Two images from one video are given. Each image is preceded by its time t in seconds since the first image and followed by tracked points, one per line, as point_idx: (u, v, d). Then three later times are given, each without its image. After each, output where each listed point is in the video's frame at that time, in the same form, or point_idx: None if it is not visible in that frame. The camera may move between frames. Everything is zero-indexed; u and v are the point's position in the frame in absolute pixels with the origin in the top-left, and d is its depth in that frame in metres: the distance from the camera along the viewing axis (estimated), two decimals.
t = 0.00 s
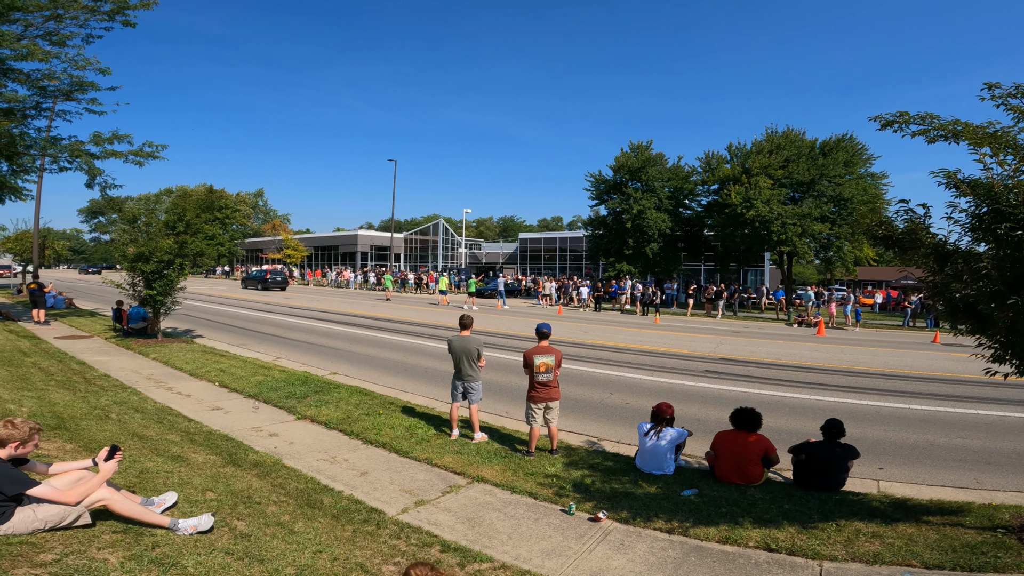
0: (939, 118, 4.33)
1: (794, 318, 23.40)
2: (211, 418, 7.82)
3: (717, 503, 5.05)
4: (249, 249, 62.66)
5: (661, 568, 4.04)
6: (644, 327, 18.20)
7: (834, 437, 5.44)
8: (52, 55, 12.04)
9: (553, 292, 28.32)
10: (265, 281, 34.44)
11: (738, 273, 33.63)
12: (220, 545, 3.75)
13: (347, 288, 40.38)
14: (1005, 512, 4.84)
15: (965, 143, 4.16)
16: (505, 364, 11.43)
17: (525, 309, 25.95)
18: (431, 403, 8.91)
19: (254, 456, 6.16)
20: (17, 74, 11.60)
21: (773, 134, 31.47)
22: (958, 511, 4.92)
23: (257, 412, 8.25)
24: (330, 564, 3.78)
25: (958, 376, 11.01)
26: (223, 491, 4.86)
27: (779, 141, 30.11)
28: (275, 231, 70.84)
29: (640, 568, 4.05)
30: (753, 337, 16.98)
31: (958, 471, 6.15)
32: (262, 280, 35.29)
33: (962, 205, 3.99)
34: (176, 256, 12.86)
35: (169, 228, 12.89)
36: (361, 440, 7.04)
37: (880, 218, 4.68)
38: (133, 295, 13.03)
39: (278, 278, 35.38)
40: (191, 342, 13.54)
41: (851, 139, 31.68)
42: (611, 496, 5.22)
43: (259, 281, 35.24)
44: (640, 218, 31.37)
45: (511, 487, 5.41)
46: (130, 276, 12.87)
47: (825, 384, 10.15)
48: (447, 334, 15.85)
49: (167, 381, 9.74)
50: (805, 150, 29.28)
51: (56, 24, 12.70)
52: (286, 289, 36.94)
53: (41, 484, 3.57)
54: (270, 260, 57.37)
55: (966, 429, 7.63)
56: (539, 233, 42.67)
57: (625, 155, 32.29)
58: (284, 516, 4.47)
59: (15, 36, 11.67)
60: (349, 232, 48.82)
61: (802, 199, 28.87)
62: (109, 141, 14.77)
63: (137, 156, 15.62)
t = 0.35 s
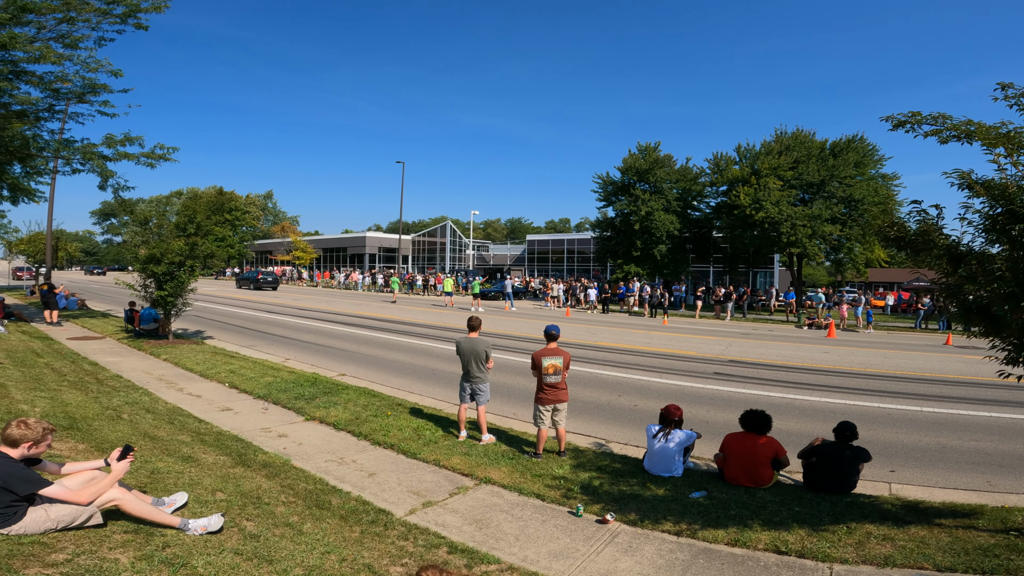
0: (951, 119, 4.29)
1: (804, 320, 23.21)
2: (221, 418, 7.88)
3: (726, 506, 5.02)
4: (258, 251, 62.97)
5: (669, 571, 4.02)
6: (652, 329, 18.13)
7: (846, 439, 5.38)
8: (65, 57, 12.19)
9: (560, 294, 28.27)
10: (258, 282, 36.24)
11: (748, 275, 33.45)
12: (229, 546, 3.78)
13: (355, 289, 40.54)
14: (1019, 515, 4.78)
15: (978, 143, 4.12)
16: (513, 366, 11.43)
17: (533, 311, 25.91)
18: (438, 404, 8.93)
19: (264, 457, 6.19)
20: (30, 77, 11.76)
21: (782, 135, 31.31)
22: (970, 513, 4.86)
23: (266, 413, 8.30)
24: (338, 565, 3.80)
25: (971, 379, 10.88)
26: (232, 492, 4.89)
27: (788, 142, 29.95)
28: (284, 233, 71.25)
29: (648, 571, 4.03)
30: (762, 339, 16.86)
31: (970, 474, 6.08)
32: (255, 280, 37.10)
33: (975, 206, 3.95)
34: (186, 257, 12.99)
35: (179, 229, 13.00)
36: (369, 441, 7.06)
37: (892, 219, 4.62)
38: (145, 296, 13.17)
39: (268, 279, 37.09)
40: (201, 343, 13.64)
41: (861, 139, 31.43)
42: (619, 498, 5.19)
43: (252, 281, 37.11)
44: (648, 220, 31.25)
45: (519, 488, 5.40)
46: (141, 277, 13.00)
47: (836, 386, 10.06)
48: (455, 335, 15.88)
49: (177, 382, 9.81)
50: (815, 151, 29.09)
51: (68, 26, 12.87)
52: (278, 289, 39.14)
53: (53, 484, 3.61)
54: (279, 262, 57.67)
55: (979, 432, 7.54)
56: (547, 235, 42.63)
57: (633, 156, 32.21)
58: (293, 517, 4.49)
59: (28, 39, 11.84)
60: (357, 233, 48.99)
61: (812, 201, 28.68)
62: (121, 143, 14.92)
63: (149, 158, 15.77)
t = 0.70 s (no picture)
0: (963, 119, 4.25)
1: (814, 321, 23.01)
2: (232, 419, 7.93)
3: (735, 508, 4.98)
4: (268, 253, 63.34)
5: (677, 573, 4.00)
6: (661, 331, 18.05)
7: (859, 441, 5.31)
8: (77, 60, 12.34)
9: (568, 296, 28.22)
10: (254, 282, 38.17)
11: (757, 277, 33.25)
12: (238, 546, 3.80)
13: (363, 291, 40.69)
14: None
15: (990, 143, 4.08)
16: (521, 368, 11.42)
17: (541, 313, 25.87)
18: (447, 406, 8.93)
19: (273, 458, 6.23)
20: (43, 80, 11.90)
21: (792, 136, 31.14)
22: (984, 516, 4.79)
23: (276, 414, 8.35)
24: (346, 566, 3.81)
25: (985, 381, 10.73)
26: (242, 492, 4.92)
27: (798, 143, 29.77)
28: (293, 234, 71.72)
29: (656, 573, 4.00)
30: (773, 340, 16.72)
31: (984, 477, 5.99)
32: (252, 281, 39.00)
33: (988, 207, 3.90)
34: (198, 260, 13.05)
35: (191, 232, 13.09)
36: (377, 443, 7.08)
37: (903, 220, 4.57)
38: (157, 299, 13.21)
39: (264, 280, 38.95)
40: (212, 344, 13.75)
41: (873, 140, 31.14)
42: (627, 500, 5.17)
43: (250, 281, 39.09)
44: (656, 221, 31.14)
45: (527, 490, 5.39)
46: (153, 279, 13.04)
47: (847, 388, 9.95)
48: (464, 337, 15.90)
49: (188, 383, 9.89)
50: (825, 151, 28.89)
51: (81, 29, 13.03)
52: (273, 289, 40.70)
53: (66, 485, 3.64)
54: (289, 264, 58.03)
55: (994, 434, 7.43)
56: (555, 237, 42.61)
57: (641, 157, 32.14)
58: (302, 518, 4.51)
59: (42, 41, 11.99)
60: (366, 235, 49.19)
61: (822, 202, 28.48)
62: (133, 145, 15.08)
63: (161, 160, 15.94)
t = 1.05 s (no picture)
0: (982, 119, 4.18)
1: (829, 324, 22.71)
2: (245, 420, 8.00)
3: (748, 511, 4.93)
4: (281, 256, 63.91)
5: None
6: (673, 334, 17.93)
7: (876, 444, 5.23)
8: (94, 63, 12.55)
9: (579, 298, 28.14)
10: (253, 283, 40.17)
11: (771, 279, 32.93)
12: (252, 547, 3.83)
13: (375, 293, 40.90)
14: None
15: (1010, 144, 4.01)
16: (532, 370, 11.41)
17: (552, 316, 25.83)
18: (458, 408, 8.94)
19: (286, 459, 6.27)
20: (61, 83, 12.10)
21: (806, 137, 30.87)
22: (1004, 520, 4.69)
23: (289, 415, 8.41)
24: (357, 567, 3.82)
25: (1005, 384, 10.52)
26: (256, 493, 4.95)
27: (812, 144, 29.50)
28: (306, 237, 72.31)
29: None
30: (786, 343, 16.55)
31: (1004, 480, 5.87)
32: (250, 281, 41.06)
33: (1008, 208, 3.83)
34: (213, 262, 13.18)
35: (206, 234, 13.23)
36: (388, 444, 7.10)
37: (922, 222, 4.49)
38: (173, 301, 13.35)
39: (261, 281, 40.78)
40: (226, 346, 13.87)
41: (888, 140, 30.75)
42: (638, 503, 5.13)
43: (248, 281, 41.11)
44: (668, 223, 30.97)
45: (537, 492, 5.37)
46: (170, 281, 13.19)
47: (863, 391, 9.81)
48: (475, 339, 15.92)
49: (203, 384, 10.00)
50: (840, 152, 28.59)
51: (97, 33, 13.26)
52: (283, 291, 41.40)
53: (83, 485, 3.69)
54: (302, 266, 58.51)
55: (1015, 438, 7.28)
56: (566, 239, 42.55)
57: (653, 159, 32.02)
58: (314, 519, 4.53)
59: (60, 45, 12.22)
60: (377, 237, 49.45)
61: (837, 203, 28.18)
62: (150, 149, 15.30)
63: (177, 163, 16.15)
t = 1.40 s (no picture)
0: (1019, 118, 4.02)
1: (861, 328, 22.11)
2: (272, 423, 8.11)
3: (775, 517, 4.79)
4: (306, 262, 64.91)
5: None
6: (697, 338, 17.66)
7: (910, 450, 5.06)
8: (127, 71, 12.93)
9: (602, 301, 27.95)
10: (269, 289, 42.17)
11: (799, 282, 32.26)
12: (277, 548, 3.86)
13: (397, 298, 41.21)
14: None
15: None
16: (554, 374, 11.34)
17: (575, 319, 25.69)
18: (480, 412, 8.93)
19: (311, 462, 6.33)
20: (95, 90, 12.48)
21: (834, 137, 30.22)
22: None
23: (314, 418, 8.50)
24: (379, 570, 3.83)
25: None
26: (281, 495, 5.00)
27: (840, 145, 28.87)
28: (331, 241, 73.33)
29: None
30: (815, 347, 16.16)
31: None
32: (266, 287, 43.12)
33: None
34: (241, 266, 13.42)
35: (235, 239, 13.47)
36: (411, 447, 7.12)
37: (957, 223, 4.33)
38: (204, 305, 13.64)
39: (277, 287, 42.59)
40: (254, 349, 14.10)
41: (920, 139, 29.93)
42: (662, 508, 5.04)
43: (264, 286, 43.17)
44: (692, 226, 30.59)
45: (559, 497, 5.32)
46: (200, 285, 13.49)
47: (896, 396, 9.51)
48: (497, 343, 15.91)
49: (231, 387, 10.18)
50: (870, 153, 27.93)
51: (129, 40, 13.67)
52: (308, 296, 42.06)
53: (117, 485, 3.74)
54: (326, 271, 59.32)
55: None
56: (588, 243, 42.35)
57: (675, 161, 31.70)
58: (338, 521, 4.56)
59: (93, 52, 12.62)
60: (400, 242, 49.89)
61: (868, 205, 27.53)
62: (181, 155, 15.68)
63: (206, 170, 16.52)
